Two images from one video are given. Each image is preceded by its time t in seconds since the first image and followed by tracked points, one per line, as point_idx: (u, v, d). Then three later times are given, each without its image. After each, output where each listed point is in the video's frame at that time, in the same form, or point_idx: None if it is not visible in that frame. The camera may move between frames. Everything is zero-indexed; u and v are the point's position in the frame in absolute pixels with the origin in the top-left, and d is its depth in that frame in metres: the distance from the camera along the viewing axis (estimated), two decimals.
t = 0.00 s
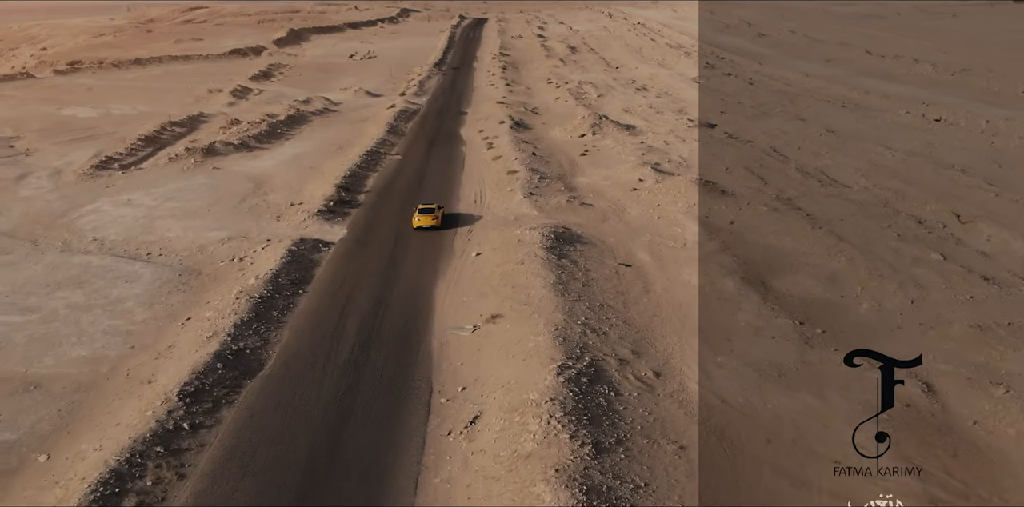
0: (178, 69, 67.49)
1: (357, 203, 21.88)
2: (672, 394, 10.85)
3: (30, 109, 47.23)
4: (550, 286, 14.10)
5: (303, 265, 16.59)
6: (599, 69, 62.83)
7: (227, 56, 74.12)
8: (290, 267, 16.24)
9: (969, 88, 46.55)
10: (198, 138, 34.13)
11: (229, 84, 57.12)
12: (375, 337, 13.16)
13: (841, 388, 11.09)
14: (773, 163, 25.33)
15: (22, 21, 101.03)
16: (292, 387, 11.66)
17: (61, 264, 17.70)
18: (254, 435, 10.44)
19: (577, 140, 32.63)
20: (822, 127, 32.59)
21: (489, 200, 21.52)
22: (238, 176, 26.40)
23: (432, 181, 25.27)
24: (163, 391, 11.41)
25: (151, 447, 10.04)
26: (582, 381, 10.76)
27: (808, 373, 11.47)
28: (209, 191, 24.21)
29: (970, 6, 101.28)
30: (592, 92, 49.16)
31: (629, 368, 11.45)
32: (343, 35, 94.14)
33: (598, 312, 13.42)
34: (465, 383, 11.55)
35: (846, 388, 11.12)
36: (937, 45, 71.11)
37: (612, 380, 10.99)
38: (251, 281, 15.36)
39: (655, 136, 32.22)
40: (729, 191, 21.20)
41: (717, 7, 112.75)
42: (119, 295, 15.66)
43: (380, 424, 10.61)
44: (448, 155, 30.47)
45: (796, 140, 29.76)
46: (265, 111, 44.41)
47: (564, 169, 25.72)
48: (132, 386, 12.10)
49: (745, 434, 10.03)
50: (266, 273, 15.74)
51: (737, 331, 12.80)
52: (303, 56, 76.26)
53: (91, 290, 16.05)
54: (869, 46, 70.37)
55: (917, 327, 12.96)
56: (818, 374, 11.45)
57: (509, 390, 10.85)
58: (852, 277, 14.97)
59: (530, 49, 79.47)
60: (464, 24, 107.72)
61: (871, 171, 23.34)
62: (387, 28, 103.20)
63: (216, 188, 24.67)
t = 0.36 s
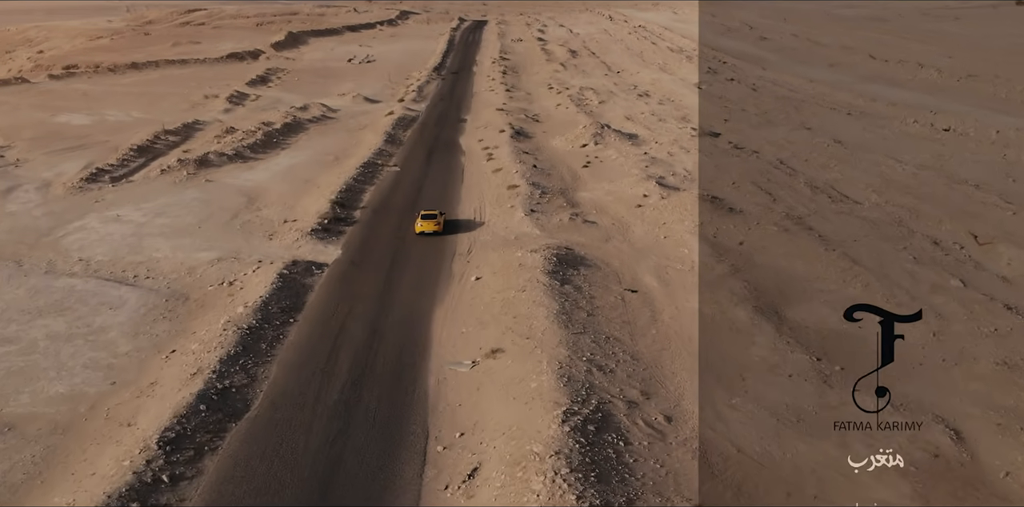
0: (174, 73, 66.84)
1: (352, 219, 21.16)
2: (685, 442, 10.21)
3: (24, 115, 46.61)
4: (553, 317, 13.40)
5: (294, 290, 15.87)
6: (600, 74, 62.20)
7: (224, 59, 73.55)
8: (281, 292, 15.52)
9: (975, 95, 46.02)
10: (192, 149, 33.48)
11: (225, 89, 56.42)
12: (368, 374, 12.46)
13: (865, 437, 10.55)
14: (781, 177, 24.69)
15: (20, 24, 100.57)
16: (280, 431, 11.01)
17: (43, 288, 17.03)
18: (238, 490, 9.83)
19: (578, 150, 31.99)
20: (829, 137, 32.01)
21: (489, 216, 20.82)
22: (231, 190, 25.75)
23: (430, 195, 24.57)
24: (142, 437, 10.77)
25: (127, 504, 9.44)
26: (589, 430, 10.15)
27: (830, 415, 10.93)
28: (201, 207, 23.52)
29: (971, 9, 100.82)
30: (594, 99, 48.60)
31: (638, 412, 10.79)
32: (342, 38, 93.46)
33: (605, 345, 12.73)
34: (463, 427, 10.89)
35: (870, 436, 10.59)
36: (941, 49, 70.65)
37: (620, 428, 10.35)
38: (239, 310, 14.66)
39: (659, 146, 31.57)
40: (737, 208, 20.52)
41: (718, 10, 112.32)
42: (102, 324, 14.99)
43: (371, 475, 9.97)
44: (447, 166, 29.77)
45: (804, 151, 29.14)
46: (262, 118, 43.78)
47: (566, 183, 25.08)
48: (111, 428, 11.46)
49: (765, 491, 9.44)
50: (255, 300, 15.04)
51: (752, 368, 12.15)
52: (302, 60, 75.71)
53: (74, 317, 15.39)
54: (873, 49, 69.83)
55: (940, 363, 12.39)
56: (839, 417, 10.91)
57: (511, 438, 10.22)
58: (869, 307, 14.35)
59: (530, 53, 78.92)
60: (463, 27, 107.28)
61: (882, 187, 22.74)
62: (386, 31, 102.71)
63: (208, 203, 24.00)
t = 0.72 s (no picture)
0: (171, 78, 66.19)
1: (347, 240, 20.45)
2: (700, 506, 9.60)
3: (16, 123, 45.91)
4: (557, 356, 12.69)
5: (285, 322, 15.14)
6: (601, 80, 61.53)
7: (221, 63, 72.95)
8: (270, 324, 14.80)
9: (982, 102, 45.42)
10: (185, 161, 32.83)
11: (222, 95, 55.75)
12: (360, 421, 11.76)
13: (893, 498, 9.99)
14: (789, 193, 24.03)
15: (17, 27, 100.00)
16: (265, 486, 10.35)
17: (23, 317, 16.35)
18: None
19: (580, 162, 31.33)
20: (836, 149, 31.39)
21: (489, 237, 20.13)
22: (224, 206, 25.05)
23: (428, 212, 23.83)
24: (119, 493, 10.11)
25: None
26: (598, 493, 9.56)
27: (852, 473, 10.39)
28: (191, 225, 22.84)
29: (975, 11, 100.24)
30: (595, 106, 47.98)
31: (649, 468, 10.17)
32: (341, 41, 92.77)
33: (613, 388, 12.06)
34: (461, 485, 10.25)
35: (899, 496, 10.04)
36: (945, 53, 70.06)
37: (631, 489, 9.73)
38: (226, 345, 13.96)
39: (663, 158, 30.91)
40: (746, 229, 19.83)
41: (720, 12, 111.78)
42: (82, 360, 14.30)
43: None
44: (446, 180, 29.06)
45: (811, 165, 28.49)
46: (258, 127, 43.10)
47: (568, 199, 24.40)
48: (87, 481, 10.80)
49: None
50: (243, 334, 14.32)
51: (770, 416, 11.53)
52: (300, 64, 75.12)
53: (52, 351, 14.69)
54: (876, 54, 69.22)
55: (968, 408, 11.84)
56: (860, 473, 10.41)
57: (514, 501, 9.59)
58: (889, 342, 13.77)
59: (530, 57, 78.29)
60: (463, 29, 106.72)
61: (894, 204, 22.11)
62: (386, 34, 102.08)
63: (199, 220, 23.32)
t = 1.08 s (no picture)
0: (168, 84, 65.61)
1: (343, 264, 19.73)
2: None
3: (9, 132, 45.30)
4: (562, 404, 12.02)
5: (275, 359, 14.41)
6: (602, 86, 60.79)
7: (219, 69, 72.36)
8: (259, 362, 14.08)
9: (989, 111, 44.78)
10: (178, 174, 32.16)
11: (218, 103, 55.00)
12: (350, 478, 11.13)
13: None
14: (799, 212, 23.32)
15: (14, 30, 99.47)
16: None
17: (3, 351, 15.71)
18: None
19: (582, 176, 30.67)
20: (844, 163, 30.77)
21: (489, 262, 19.43)
22: (216, 225, 24.39)
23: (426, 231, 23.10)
24: None
25: None
26: None
27: None
28: (181, 246, 22.14)
29: (978, 14, 99.61)
30: (597, 114, 47.38)
31: None
32: (339, 45, 92.01)
33: (623, 441, 11.46)
34: None
35: None
36: (950, 58, 69.39)
37: None
38: (213, 386, 13.29)
39: (667, 172, 30.18)
40: (756, 254, 19.10)
41: (721, 15, 111.16)
42: (61, 401, 13.63)
43: None
44: (444, 195, 28.31)
45: (820, 180, 27.78)
46: (254, 137, 42.47)
47: (571, 218, 23.68)
48: None
49: None
50: (231, 373, 13.63)
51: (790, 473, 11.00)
52: (298, 70, 74.53)
53: (30, 392, 14.03)
54: (880, 59, 68.56)
55: (996, 463, 11.34)
56: None
57: None
58: (910, 385, 13.23)
59: (530, 62, 77.59)
60: (463, 32, 106.14)
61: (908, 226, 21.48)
62: (385, 37, 101.51)
63: (189, 241, 22.61)
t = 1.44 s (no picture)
0: (164, 91, 65.00)
1: (337, 292, 18.99)
2: None
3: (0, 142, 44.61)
4: (568, 464, 11.52)
5: (262, 401, 13.72)
6: (603, 93, 60.15)
7: (216, 74, 71.73)
8: (246, 406, 13.38)
9: (995, 121, 44.20)
10: (171, 189, 31.47)
11: (214, 111, 54.29)
12: None
13: None
14: (809, 233, 22.70)
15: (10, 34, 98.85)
16: None
17: None
18: None
19: (585, 192, 30.00)
20: (851, 179, 30.20)
21: (489, 290, 18.72)
22: (207, 246, 23.70)
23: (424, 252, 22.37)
24: None
25: None
26: None
27: None
28: (170, 271, 21.45)
29: (980, 18, 99.13)
30: (598, 123, 46.79)
31: None
32: (338, 49, 91.34)
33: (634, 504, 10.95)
34: None
35: None
36: (954, 64, 68.79)
37: None
38: (198, 435, 12.64)
39: (671, 187, 29.56)
40: (766, 282, 18.44)
41: (722, 18, 110.56)
42: (38, 451, 12.96)
43: None
44: (443, 213, 27.61)
45: (828, 198, 27.21)
46: (249, 147, 41.79)
47: (574, 239, 23.01)
48: None
49: None
50: (217, 420, 12.95)
51: None
52: (296, 75, 73.92)
53: (7, 440, 13.37)
54: (884, 64, 67.96)
55: None
56: None
57: None
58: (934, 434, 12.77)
59: (531, 67, 76.96)
60: (463, 36, 105.51)
61: (921, 249, 20.91)
62: (384, 41, 100.92)
63: (179, 265, 21.93)
